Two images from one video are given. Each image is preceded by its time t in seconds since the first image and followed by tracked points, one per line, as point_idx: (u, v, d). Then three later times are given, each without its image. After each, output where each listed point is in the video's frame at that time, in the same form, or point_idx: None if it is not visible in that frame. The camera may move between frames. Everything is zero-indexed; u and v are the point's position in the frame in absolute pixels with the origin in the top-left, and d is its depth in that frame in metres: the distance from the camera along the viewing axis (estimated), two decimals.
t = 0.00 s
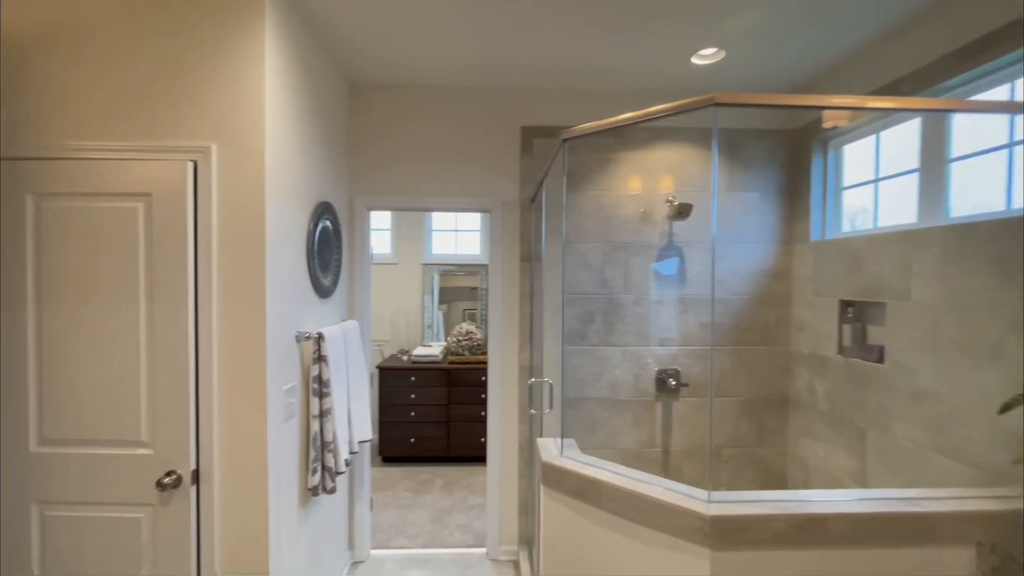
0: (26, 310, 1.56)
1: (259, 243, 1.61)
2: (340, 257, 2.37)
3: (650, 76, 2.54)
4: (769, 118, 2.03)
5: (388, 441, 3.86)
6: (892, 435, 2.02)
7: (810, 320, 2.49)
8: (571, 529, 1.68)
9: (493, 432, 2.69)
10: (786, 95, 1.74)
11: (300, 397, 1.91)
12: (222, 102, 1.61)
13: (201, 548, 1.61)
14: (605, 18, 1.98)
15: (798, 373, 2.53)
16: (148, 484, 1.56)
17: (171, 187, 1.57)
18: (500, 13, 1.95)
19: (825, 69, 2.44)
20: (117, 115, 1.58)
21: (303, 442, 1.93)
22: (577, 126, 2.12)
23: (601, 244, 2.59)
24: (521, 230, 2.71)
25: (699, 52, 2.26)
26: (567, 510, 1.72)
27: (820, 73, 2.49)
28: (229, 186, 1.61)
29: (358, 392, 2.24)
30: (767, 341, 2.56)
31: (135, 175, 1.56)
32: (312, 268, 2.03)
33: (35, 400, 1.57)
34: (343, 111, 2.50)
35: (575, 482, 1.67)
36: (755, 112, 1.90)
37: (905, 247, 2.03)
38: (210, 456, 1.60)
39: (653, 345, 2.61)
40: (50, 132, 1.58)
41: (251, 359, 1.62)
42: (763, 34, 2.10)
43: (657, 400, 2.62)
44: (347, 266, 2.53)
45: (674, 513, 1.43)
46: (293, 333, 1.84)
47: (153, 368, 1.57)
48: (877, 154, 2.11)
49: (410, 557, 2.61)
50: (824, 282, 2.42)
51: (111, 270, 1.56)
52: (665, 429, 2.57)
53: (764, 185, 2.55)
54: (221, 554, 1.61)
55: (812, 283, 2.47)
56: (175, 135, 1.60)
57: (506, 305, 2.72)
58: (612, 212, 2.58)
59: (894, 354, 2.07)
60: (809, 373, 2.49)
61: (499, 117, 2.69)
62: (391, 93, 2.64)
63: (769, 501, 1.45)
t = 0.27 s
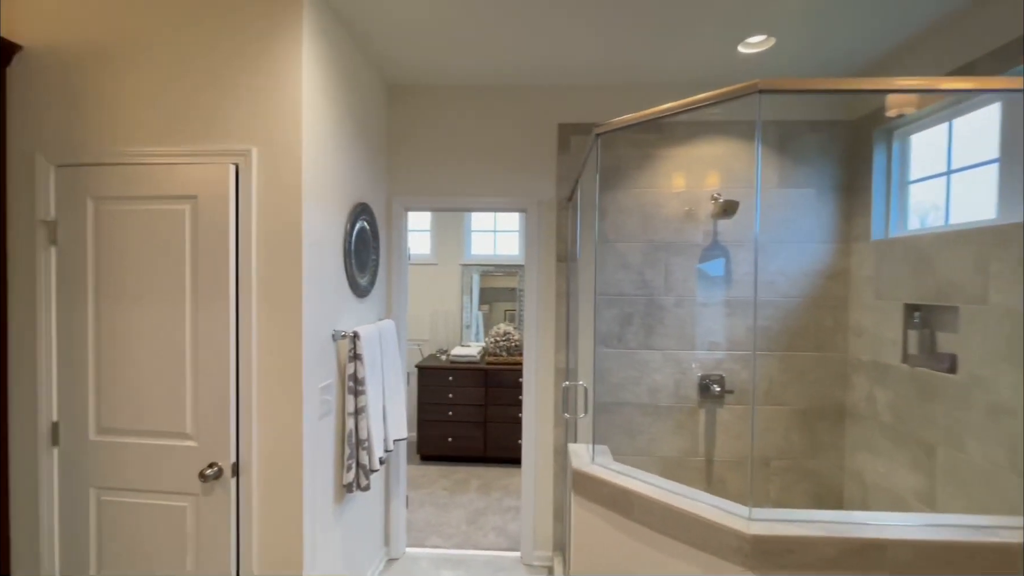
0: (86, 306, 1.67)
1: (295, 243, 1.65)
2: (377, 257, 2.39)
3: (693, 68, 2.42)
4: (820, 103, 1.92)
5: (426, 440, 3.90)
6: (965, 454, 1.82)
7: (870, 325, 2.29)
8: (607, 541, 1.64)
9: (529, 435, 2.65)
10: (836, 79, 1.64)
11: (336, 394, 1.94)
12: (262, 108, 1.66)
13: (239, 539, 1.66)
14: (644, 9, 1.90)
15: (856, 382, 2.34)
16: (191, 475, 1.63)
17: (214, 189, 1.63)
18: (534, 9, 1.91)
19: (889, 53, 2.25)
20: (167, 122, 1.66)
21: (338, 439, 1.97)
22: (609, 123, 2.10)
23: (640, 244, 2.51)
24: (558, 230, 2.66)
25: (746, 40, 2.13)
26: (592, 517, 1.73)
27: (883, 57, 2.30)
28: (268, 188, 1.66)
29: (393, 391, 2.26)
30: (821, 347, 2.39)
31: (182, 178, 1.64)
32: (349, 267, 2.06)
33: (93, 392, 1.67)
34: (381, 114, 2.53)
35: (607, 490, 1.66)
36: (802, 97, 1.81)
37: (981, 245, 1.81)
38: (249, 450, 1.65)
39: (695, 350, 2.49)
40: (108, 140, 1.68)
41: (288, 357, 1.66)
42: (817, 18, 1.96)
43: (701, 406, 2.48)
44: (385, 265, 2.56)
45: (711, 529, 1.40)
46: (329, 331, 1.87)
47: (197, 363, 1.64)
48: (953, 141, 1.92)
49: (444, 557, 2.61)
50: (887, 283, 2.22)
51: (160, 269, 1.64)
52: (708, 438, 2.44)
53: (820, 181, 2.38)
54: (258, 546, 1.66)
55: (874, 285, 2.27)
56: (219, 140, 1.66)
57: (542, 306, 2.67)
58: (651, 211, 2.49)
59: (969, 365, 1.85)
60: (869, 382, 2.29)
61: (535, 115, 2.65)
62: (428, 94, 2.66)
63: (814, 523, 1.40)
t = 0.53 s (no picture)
0: (136, 308, 1.75)
1: (329, 246, 1.67)
2: (411, 260, 2.40)
3: (737, 60, 2.30)
4: (880, 85, 1.82)
5: (462, 442, 3.90)
6: None
7: (940, 332, 2.06)
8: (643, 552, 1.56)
9: (564, 441, 2.59)
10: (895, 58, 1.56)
11: (370, 396, 1.95)
12: (297, 113, 1.69)
13: (275, 537, 1.68)
14: None
15: (923, 394, 2.13)
16: (231, 472, 1.67)
17: (253, 194, 1.67)
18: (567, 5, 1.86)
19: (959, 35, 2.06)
20: (210, 129, 1.72)
21: (372, 441, 1.97)
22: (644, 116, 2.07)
23: (680, 245, 2.41)
24: (594, 230, 2.59)
25: (795, 28, 2.00)
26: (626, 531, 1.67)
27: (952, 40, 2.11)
28: (303, 191, 1.69)
29: (426, 393, 2.26)
30: (882, 355, 2.20)
31: (223, 183, 1.69)
32: (382, 269, 2.07)
33: (142, 390, 1.75)
34: (416, 117, 2.54)
35: (644, 505, 1.60)
36: (857, 78, 1.72)
37: None
38: (284, 449, 1.67)
39: (741, 356, 2.35)
40: (156, 148, 1.75)
41: (321, 358, 1.68)
42: None
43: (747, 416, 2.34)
44: (420, 268, 2.57)
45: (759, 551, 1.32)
46: (363, 333, 1.89)
47: (236, 364, 1.68)
48: None
49: (478, 563, 2.58)
50: (955, 285, 1.99)
51: (203, 271, 1.70)
52: (755, 450, 2.31)
53: (880, 175, 2.20)
54: (292, 545, 1.68)
55: (942, 287, 2.06)
56: (257, 145, 1.70)
57: (578, 309, 2.61)
58: (692, 210, 2.39)
59: None
60: (937, 394, 2.07)
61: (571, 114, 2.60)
62: (462, 96, 2.65)
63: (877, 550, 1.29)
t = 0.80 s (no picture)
0: (183, 312, 1.83)
1: (363, 251, 1.68)
2: (445, 264, 2.40)
3: (787, 51, 2.17)
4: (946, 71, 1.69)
5: (499, 447, 3.88)
6: None
7: (1018, 341, 1.83)
8: None
9: (602, 450, 2.51)
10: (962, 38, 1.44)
11: (403, 401, 1.95)
12: (332, 121, 1.72)
13: (310, 540, 1.70)
14: None
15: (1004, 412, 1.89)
16: (270, 473, 1.71)
17: (290, 200, 1.71)
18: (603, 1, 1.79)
19: None
20: (252, 139, 1.78)
21: (406, 446, 1.97)
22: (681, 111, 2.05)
23: (725, 248, 2.30)
24: (632, 233, 2.51)
25: (853, 13, 1.85)
26: (663, 551, 1.65)
27: None
28: (337, 197, 1.71)
29: (461, 398, 2.25)
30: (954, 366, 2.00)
31: (262, 191, 1.73)
32: (416, 274, 2.07)
33: (188, 391, 1.82)
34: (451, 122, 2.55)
35: (682, 526, 1.58)
36: (916, 64, 1.61)
37: None
38: (320, 452, 1.69)
39: (792, 365, 2.21)
40: (202, 159, 1.82)
41: (356, 362, 1.69)
42: None
43: (799, 429, 2.18)
44: (454, 272, 2.57)
45: None
46: (397, 337, 1.89)
47: (275, 367, 1.72)
48: None
49: (514, 571, 2.53)
50: None
51: (245, 277, 1.75)
52: (808, 466, 2.16)
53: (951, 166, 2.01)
54: (327, 548, 1.69)
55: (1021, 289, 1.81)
56: (295, 153, 1.74)
57: (615, 313, 2.53)
58: (737, 210, 2.27)
59: None
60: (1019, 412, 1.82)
61: (608, 113, 2.53)
62: (498, 99, 2.63)
63: None
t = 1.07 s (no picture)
0: (233, 316, 1.92)
1: (399, 255, 1.71)
2: (482, 267, 2.41)
3: (841, 37, 2.03)
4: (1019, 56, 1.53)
5: (539, 451, 3.85)
6: None
7: None
8: None
9: (642, 458, 2.43)
10: None
11: (440, 403, 1.97)
12: (369, 129, 1.76)
13: (350, 537, 1.75)
14: None
15: None
16: (312, 471, 1.77)
17: (330, 207, 1.77)
18: None
19: None
20: (295, 149, 1.86)
21: (442, 448, 2.00)
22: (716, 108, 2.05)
23: (774, 249, 2.19)
24: (674, 234, 2.42)
25: None
26: (693, 561, 1.75)
27: None
28: (375, 203, 1.75)
29: (497, 401, 2.25)
30: None
31: (305, 199, 1.80)
32: (452, 277, 2.09)
33: (238, 391, 1.91)
34: (488, 125, 2.55)
35: (720, 540, 1.65)
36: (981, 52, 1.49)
37: None
38: (358, 453, 1.74)
39: (850, 373, 2.07)
40: (250, 170, 1.92)
41: (392, 364, 1.72)
42: None
43: (857, 441, 2.04)
44: (492, 275, 2.58)
45: None
46: (434, 341, 1.91)
47: (317, 368, 1.78)
48: None
49: None
50: None
51: (289, 281, 1.83)
52: (867, 480, 2.02)
53: None
54: (366, 545, 1.73)
55: None
56: (335, 162, 1.80)
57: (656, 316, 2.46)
58: (787, 208, 2.16)
59: None
60: None
61: (648, 111, 2.46)
62: (535, 101, 2.62)
63: None
